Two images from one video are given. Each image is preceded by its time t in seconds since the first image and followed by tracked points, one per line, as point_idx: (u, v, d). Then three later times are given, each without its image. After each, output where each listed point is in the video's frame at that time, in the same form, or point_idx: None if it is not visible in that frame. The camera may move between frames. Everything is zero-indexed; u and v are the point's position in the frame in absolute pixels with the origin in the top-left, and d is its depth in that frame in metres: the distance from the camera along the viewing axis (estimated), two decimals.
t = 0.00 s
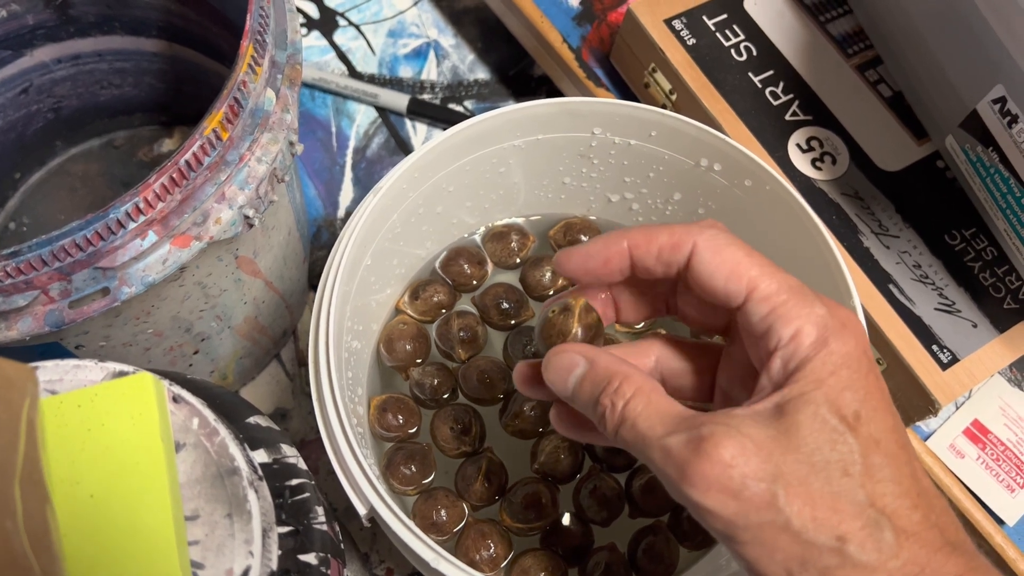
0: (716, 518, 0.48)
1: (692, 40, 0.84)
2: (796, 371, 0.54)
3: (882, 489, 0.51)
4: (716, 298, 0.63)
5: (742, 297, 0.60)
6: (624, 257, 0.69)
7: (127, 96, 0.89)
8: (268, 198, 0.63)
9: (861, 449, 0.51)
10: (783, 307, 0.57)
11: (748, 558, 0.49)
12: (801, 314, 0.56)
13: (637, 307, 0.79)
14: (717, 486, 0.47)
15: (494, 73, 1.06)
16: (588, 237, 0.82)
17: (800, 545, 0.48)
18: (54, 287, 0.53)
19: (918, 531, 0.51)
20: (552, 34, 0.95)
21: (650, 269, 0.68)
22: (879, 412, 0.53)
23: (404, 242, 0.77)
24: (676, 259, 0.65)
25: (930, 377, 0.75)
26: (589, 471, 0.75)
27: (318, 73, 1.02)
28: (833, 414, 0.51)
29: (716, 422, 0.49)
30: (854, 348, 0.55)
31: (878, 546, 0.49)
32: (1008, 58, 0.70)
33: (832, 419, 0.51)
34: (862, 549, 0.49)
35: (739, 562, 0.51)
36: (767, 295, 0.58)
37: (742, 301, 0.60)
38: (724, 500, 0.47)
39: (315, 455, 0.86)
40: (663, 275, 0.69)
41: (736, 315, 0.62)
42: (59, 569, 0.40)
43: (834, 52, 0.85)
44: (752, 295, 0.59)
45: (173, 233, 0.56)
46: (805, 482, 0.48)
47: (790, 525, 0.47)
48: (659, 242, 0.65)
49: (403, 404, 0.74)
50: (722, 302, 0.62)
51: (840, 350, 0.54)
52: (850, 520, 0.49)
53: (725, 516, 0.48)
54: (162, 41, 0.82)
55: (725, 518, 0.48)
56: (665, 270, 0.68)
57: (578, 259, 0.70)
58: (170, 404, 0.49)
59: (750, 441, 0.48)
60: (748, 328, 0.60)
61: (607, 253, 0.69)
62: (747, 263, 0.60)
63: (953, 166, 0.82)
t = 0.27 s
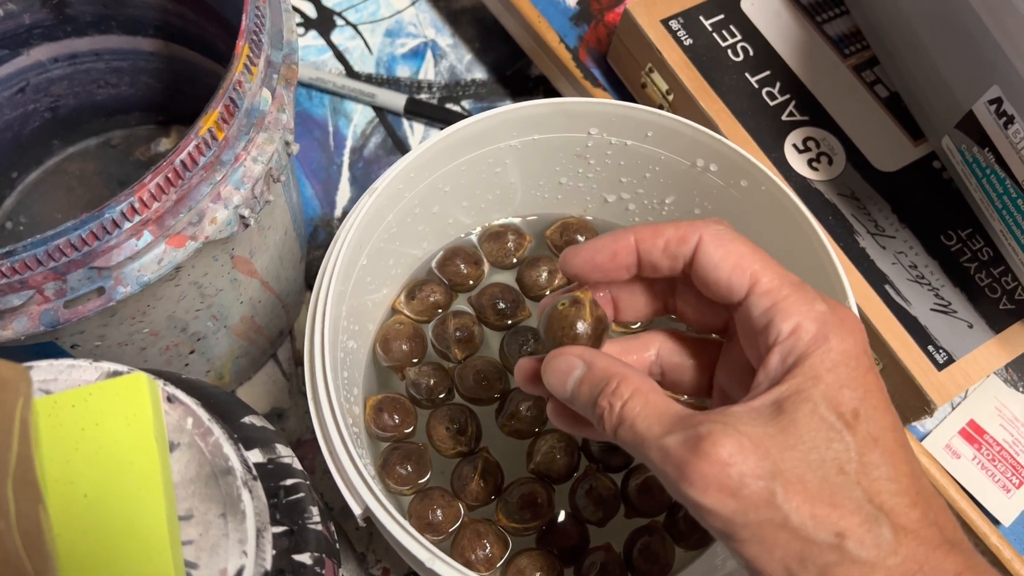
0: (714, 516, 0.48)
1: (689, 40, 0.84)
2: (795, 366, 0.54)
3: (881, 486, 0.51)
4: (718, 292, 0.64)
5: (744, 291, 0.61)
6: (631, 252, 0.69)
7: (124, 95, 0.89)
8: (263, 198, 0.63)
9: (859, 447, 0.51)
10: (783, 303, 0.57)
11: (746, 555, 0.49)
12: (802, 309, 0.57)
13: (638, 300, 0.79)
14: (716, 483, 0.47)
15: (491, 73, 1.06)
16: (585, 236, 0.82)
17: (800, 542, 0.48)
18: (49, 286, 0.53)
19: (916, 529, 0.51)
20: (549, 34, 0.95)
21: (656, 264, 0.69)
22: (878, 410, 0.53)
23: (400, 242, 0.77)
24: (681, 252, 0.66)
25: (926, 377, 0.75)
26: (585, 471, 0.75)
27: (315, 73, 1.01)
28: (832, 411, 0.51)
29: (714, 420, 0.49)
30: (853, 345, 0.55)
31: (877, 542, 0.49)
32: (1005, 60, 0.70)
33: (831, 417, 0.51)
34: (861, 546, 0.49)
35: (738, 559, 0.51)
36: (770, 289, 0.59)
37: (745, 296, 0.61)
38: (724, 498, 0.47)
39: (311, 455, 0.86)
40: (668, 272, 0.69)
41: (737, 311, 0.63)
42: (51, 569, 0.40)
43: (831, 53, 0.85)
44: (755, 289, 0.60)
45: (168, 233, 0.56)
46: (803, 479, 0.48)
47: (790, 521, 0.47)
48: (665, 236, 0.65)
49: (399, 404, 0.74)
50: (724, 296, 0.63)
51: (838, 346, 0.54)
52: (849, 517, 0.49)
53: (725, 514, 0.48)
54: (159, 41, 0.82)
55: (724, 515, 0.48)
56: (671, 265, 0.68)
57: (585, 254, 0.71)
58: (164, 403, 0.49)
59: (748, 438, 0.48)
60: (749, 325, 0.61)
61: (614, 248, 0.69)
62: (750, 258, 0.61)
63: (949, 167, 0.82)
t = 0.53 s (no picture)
0: (717, 515, 0.48)
1: (689, 38, 0.84)
2: (797, 363, 0.54)
3: (882, 486, 0.51)
4: (724, 287, 0.64)
5: (749, 287, 0.61)
6: (645, 251, 0.68)
7: (124, 93, 0.89)
8: (264, 195, 0.63)
9: (861, 446, 0.51)
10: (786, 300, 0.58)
11: (748, 553, 0.50)
12: (803, 305, 0.57)
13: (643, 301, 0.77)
14: (716, 482, 0.47)
15: (491, 72, 1.06)
16: (586, 235, 0.82)
17: (801, 540, 0.48)
18: (49, 283, 0.53)
19: (920, 528, 0.51)
20: (550, 33, 0.95)
21: (669, 265, 0.68)
22: (881, 409, 0.53)
23: (401, 240, 0.77)
24: (692, 250, 0.65)
25: (927, 375, 0.75)
26: (585, 469, 0.75)
27: (315, 71, 1.01)
28: (834, 411, 0.51)
29: (716, 419, 0.49)
30: (857, 343, 0.54)
31: (880, 541, 0.49)
32: (1006, 59, 0.70)
33: (832, 417, 0.51)
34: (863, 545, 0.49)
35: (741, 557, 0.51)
36: (774, 284, 0.59)
37: (751, 290, 0.61)
38: (726, 496, 0.47)
39: (311, 453, 0.86)
40: (682, 273, 0.69)
41: (742, 305, 0.63)
42: (52, 566, 0.40)
43: (832, 51, 0.85)
44: (761, 284, 0.60)
45: (168, 230, 0.56)
46: (805, 479, 0.48)
47: (791, 520, 0.48)
48: (675, 236, 0.65)
49: (399, 402, 0.74)
50: (730, 291, 0.64)
51: (842, 343, 0.54)
52: (851, 516, 0.49)
53: (729, 514, 0.48)
54: (159, 38, 0.82)
55: (727, 515, 0.48)
56: (682, 265, 0.67)
57: (599, 266, 0.70)
58: (164, 400, 0.49)
59: (750, 438, 0.48)
60: (753, 319, 0.61)
61: (629, 252, 0.69)
62: (757, 252, 0.61)
63: (950, 166, 0.82)
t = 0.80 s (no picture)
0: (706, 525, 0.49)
1: (687, 40, 0.84)
2: (788, 370, 0.54)
3: (872, 494, 0.51)
4: (722, 288, 0.64)
5: (746, 289, 0.61)
6: (648, 255, 0.68)
7: (123, 93, 0.89)
8: (262, 196, 0.63)
9: (851, 455, 0.51)
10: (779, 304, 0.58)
11: (739, 561, 0.50)
12: (794, 310, 0.57)
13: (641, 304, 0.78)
14: (706, 492, 0.47)
15: (490, 72, 1.06)
16: (583, 236, 0.82)
17: (790, 550, 0.48)
18: (47, 283, 0.53)
19: (910, 537, 0.51)
20: (548, 33, 0.96)
21: (671, 268, 0.68)
22: (872, 417, 0.53)
23: (399, 240, 0.77)
24: (693, 252, 0.65)
25: (923, 376, 0.75)
26: (583, 469, 0.75)
27: (314, 71, 1.02)
28: (824, 421, 0.51)
29: (705, 428, 0.50)
30: (850, 350, 0.55)
31: (868, 550, 0.49)
32: (1004, 61, 0.70)
33: (822, 426, 0.51)
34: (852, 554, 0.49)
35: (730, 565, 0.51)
36: (770, 287, 0.59)
37: (747, 292, 0.61)
38: (715, 506, 0.48)
39: (309, 453, 0.86)
40: (684, 275, 0.68)
41: (739, 306, 0.63)
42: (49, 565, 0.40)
43: (830, 52, 0.86)
44: (756, 286, 0.60)
45: (166, 230, 0.56)
46: (793, 488, 0.48)
47: (780, 530, 0.48)
48: (677, 239, 0.65)
49: (397, 402, 0.74)
50: (728, 292, 0.64)
51: (834, 352, 0.54)
52: (839, 525, 0.49)
53: (717, 523, 0.48)
54: (158, 38, 0.82)
55: (716, 525, 0.48)
56: (684, 266, 0.67)
57: (604, 274, 0.67)
58: (161, 400, 0.49)
59: (739, 446, 0.48)
60: (748, 321, 0.61)
61: (632, 256, 0.68)
62: (756, 255, 0.61)
63: (947, 167, 0.82)
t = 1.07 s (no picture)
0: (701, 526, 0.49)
1: (689, 39, 0.84)
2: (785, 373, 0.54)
3: (868, 494, 0.51)
4: (704, 301, 0.64)
5: (730, 302, 0.61)
6: (619, 268, 0.69)
7: (125, 92, 0.89)
8: (265, 194, 0.63)
9: (847, 456, 0.51)
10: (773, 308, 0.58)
11: (734, 562, 0.50)
12: (786, 317, 0.57)
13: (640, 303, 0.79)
14: (700, 494, 0.48)
15: (492, 72, 1.06)
16: (586, 235, 0.82)
17: (784, 550, 0.49)
18: (51, 281, 0.53)
19: (905, 536, 0.51)
20: (550, 33, 0.96)
21: (643, 279, 0.69)
22: (869, 418, 0.53)
23: (401, 239, 0.77)
24: (667, 265, 0.66)
25: (926, 374, 0.75)
26: (585, 468, 0.75)
27: (317, 70, 1.02)
28: (819, 420, 0.51)
29: (700, 431, 0.50)
30: (843, 351, 0.55)
31: (863, 551, 0.50)
32: (1006, 60, 0.70)
33: (817, 426, 0.51)
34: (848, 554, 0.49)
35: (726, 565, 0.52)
36: (758, 297, 0.59)
37: (732, 305, 0.61)
38: (708, 507, 0.49)
39: (311, 451, 0.87)
40: (656, 286, 0.69)
41: (727, 319, 0.63)
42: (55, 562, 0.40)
43: (832, 52, 0.86)
44: (743, 297, 0.60)
45: (170, 228, 0.56)
46: (787, 489, 0.49)
47: (773, 531, 0.48)
48: (651, 252, 0.65)
49: (399, 400, 0.74)
50: (712, 306, 0.64)
51: (828, 354, 0.54)
52: (834, 525, 0.49)
53: (712, 525, 0.49)
54: (161, 37, 0.82)
55: (712, 526, 0.49)
56: (658, 280, 0.68)
57: (573, 275, 0.69)
58: (166, 398, 0.49)
59: (733, 448, 0.48)
60: (739, 330, 0.61)
61: (599, 266, 0.69)
62: (736, 267, 0.61)
63: (949, 167, 0.82)
